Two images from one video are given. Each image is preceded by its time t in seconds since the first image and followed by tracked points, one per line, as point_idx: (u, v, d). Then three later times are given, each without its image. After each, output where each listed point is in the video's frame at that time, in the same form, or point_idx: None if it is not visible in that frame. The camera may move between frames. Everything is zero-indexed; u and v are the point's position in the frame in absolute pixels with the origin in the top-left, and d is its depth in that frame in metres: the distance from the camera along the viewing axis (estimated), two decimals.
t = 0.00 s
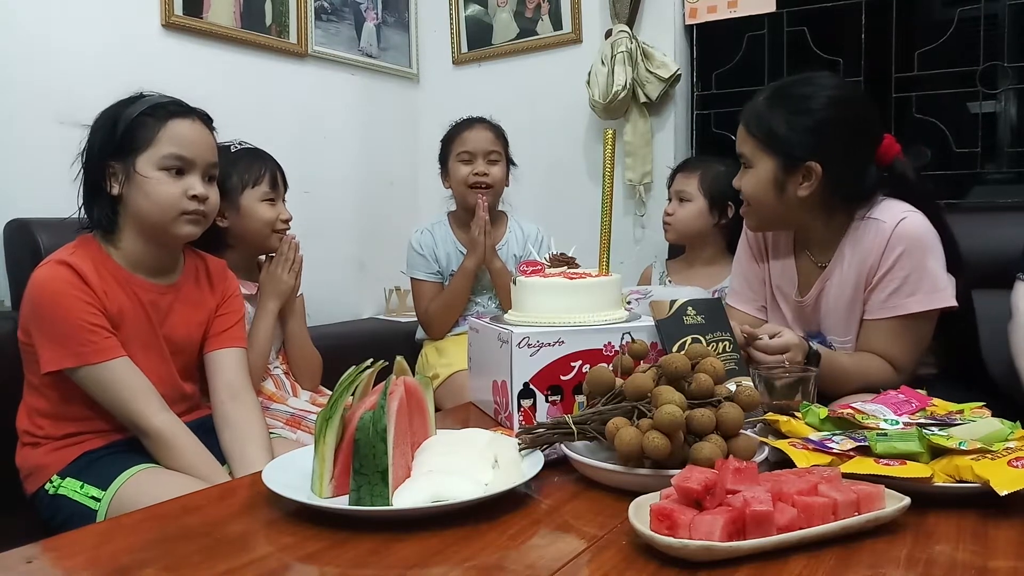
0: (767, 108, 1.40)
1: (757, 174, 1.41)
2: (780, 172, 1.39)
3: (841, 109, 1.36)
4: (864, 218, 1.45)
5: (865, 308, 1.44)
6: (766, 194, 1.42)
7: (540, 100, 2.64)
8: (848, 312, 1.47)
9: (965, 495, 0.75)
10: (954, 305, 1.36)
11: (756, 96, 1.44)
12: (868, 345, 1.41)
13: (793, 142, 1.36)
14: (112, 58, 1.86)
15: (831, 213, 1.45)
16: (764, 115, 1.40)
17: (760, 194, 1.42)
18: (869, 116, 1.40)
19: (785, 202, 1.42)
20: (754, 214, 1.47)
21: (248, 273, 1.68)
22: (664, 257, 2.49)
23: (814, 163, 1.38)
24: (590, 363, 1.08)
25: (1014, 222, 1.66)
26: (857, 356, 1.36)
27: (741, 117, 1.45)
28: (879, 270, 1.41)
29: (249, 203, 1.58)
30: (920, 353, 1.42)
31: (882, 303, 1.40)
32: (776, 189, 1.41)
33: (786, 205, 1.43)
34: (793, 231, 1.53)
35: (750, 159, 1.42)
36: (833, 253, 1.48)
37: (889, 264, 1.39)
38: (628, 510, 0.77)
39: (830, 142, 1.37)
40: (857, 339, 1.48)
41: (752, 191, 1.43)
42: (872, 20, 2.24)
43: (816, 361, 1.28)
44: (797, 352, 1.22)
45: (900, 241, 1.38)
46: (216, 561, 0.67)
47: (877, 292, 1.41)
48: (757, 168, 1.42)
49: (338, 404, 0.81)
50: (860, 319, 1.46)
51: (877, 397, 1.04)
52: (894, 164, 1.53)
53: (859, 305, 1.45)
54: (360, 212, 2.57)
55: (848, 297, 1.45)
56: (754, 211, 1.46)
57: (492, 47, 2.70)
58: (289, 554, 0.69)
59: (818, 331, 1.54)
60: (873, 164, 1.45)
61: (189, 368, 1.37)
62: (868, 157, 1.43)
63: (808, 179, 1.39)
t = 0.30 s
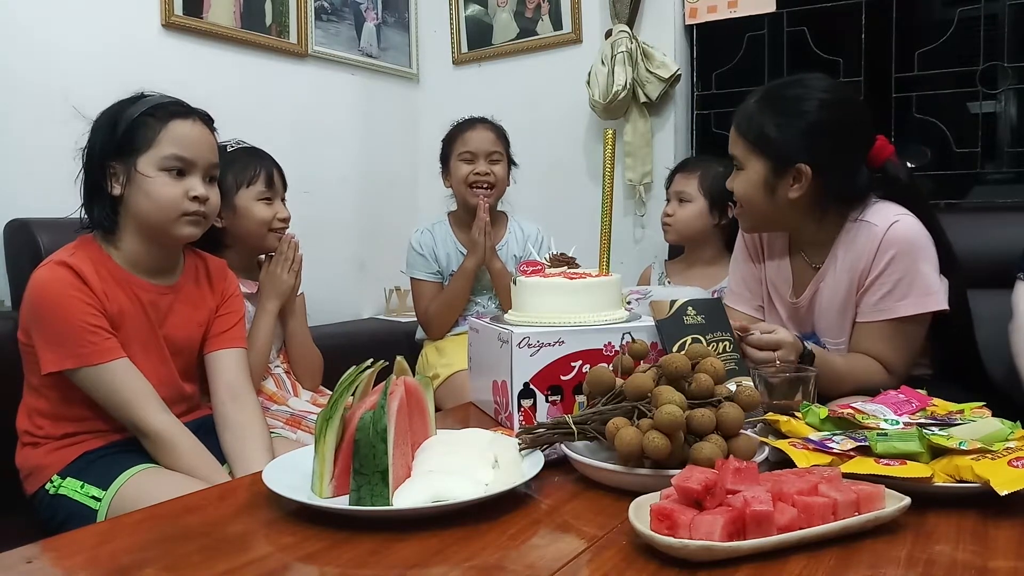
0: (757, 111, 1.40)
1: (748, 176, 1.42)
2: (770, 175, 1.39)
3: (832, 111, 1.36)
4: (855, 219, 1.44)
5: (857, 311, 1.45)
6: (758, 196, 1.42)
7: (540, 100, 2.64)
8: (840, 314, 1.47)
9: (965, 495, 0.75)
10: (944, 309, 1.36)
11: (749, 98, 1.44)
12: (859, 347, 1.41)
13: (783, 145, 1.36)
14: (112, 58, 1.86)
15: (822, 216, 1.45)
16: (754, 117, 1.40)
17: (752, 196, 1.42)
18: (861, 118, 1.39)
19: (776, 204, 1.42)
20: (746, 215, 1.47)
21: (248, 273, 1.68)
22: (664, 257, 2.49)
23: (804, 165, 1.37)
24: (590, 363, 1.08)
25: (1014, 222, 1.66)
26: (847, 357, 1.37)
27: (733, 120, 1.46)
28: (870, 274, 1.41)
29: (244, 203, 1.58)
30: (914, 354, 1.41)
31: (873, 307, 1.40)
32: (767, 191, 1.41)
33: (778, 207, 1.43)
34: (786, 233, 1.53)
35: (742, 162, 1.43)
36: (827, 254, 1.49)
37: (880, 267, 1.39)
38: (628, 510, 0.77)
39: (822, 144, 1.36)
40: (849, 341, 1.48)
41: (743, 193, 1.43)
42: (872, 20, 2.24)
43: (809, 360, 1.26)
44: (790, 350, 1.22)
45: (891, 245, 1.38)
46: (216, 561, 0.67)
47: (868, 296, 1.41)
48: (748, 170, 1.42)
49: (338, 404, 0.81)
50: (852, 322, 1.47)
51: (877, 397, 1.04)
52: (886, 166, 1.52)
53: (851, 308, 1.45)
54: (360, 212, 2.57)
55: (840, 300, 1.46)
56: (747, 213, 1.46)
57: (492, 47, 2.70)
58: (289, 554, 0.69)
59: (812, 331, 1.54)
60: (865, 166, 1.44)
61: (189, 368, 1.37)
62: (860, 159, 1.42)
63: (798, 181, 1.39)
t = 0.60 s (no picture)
0: (758, 111, 1.40)
1: (750, 176, 1.41)
2: (772, 175, 1.39)
3: (833, 112, 1.36)
4: (856, 218, 1.44)
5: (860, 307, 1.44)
6: (759, 196, 1.42)
7: (540, 101, 2.65)
8: (844, 312, 1.47)
9: (965, 495, 0.75)
10: (947, 303, 1.35)
11: (748, 98, 1.44)
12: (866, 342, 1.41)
13: (785, 145, 1.37)
14: (112, 58, 1.86)
15: (821, 217, 1.46)
16: (755, 117, 1.40)
17: (753, 196, 1.42)
18: (861, 118, 1.40)
19: (778, 205, 1.42)
20: (746, 216, 1.47)
21: (248, 272, 1.68)
22: (664, 257, 2.49)
23: (806, 165, 1.38)
24: (589, 363, 1.08)
25: (1014, 222, 1.66)
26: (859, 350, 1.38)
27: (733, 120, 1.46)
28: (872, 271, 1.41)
29: (243, 202, 1.58)
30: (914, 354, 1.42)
31: (876, 303, 1.40)
32: (769, 191, 1.41)
33: (779, 207, 1.43)
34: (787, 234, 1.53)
35: (743, 162, 1.42)
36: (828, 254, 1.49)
37: (881, 265, 1.39)
38: (628, 510, 0.77)
39: (822, 144, 1.37)
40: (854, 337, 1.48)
41: (744, 193, 1.43)
42: (872, 20, 2.24)
43: (823, 343, 1.28)
44: (798, 334, 1.22)
45: (892, 242, 1.38)
46: (215, 561, 0.67)
47: (870, 293, 1.41)
48: (749, 171, 1.42)
49: (338, 404, 0.81)
50: (854, 320, 1.47)
51: (877, 397, 1.04)
52: (887, 166, 1.53)
53: (854, 305, 1.45)
54: (360, 212, 2.57)
55: (843, 297, 1.46)
56: (746, 213, 1.46)
57: (492, 47, 2.70)
58: (289, 554, 0.69)
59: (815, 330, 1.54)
60: (865, 165, 1.45)
61: (188, 368, 1.37)
62: (861, 158, 1.42)
63: (800, 181, 1.39)
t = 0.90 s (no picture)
0: (766, 109, 1.40)
1: (759, 174, 1.41)
2: (783, 172, 1.39)
3: (838, 108, 1.37)
4: (865, 213, 1.45)
5: (874, 302, 1.44)
6: (769, 194, 1.41)
7: (540, 101, 2.65)
8: (857, 307, 1.46)
9: (965, 495, 0.75)
10: (961, 293, 1.35)
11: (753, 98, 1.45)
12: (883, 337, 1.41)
13: (795, 141, 1.37)
14: (112, 58, 1.86)
15: (831, 211, 1.45)
16: (762, 116, 1.40)
17: (763, 195, 1.41)
18: (865, 113, 1.41)
19: (788, 202, 1.42)
20: (755, 215, 1.46)
21: (247, 272, 1.68)
22: (664, 257, 2.49)
23: (816, 160, 1.38)
24: (590, 363, 1.08)
25: (1014, 222, 1.66)
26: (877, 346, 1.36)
27: (740, 120, 1.45)
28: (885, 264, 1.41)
29: (242, 197, 1.58)
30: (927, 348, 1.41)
31: (891, 295, 1.40)
32: (779, 189, 1.40)
33: (789, 204, 1.42)
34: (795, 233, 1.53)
35: (751, 160, 1.42)
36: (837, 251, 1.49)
37: (895, 257, 1.39)
38: (628, 510, 0.77)
39: (830, 139, 1.37)
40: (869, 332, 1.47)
41: (755, 192, 1.42)
42: (872, 20, 2.24)
43: (843, 343, 1.25)
44: (815, 331, 1.20)
45: (904, 234, 1.38)
46: (215, 562, 0.67)
47: (885, 286, 1.41)
48: (759, 168, 1.41)
49: (338, 404, 0.81)
50: (870, 315, 1.46)
51: (877, 397, 1.04)
52: (893, 161, 1.51)
53: (867, 299, 1.45)
54: (360, 212, 2.57)
55: (856, 292, 1.45)
56: (755, 213, 1.45)
57: (492, 47, 2.70)
58: (289, 554, 0.69)
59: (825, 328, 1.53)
60: (871, 159, 1.45)
61: (186, 369, 1.37)
62: (867, 153, 1.43)
63: (810, 176, 1.39)
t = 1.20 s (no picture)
0: (780, 105, 1.40)
1: (775, 169, 1.40)
2: (798, 166, 1.39)
3: (850, 104, 1.38)
4: (877, 209, 1.45)
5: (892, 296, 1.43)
6: (784, 189, 1.40)
7: (540, 101, 2.65)
8: (874, 303, 1.46)
9: (965, 495, 0.75)
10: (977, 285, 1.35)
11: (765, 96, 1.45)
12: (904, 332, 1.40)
13: (809, 136, 1.37)
14: (111, 58, 1.86)
15: (847, 207, 1.46)
16: (776, 111, 1.41)
17: (778, 190, 1.41)
18: (877, 111, 1.42)
19: (803, 197, 1.41)
20: (769, 212, 1.45)
21: (247, 273, 1.68)
22: (664, 257, 2.49)
23: (833, 155, 1.38)
24: (590, 362, 1.08)
25: (1015, 222, 1.66)
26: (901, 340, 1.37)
27: (752, 116, 1.46)
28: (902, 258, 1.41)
29: (249, 195, 1.58)
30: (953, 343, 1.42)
31: (910, 289, 1.39)
32: (795, 183, 1.40)
33: (804, 200, 1.42)
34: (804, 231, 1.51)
35: (766, 156, 1.42)
36: (847, 247, 1.48)
37: (912, 251, 1.39)
38: (628, 510, 0.77)
39: (845, 134, 1.38)
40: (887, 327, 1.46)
41: (770, 188, 1.41)
42: (872, 20, 2.24)
43: (870, 334, 1.29)
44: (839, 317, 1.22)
45: (920, 228, 1.38)
46: (215, 562, 0.67)
47: (903, 281, 1.41)
48: (773, 164, 1.41)
49: (338, 404, 0.81)
50: (888, 311, 1.45)
51: (877, 397, 1.04)
52: (902, 159, 1.53)
53: (884, 294, 1.44)
54: (360, 212, 2.57)
55: (873, 287, 1.45)
56: (768, 210, 1.45)
57: (492, 47, 2.70)
58: (289, 554, 0.69)
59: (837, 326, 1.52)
60: (884, 157, 1.45)
61: (185, 369, 1.37)
62: (880, 150, 1.44)
63: (825, 171, 1.39)
